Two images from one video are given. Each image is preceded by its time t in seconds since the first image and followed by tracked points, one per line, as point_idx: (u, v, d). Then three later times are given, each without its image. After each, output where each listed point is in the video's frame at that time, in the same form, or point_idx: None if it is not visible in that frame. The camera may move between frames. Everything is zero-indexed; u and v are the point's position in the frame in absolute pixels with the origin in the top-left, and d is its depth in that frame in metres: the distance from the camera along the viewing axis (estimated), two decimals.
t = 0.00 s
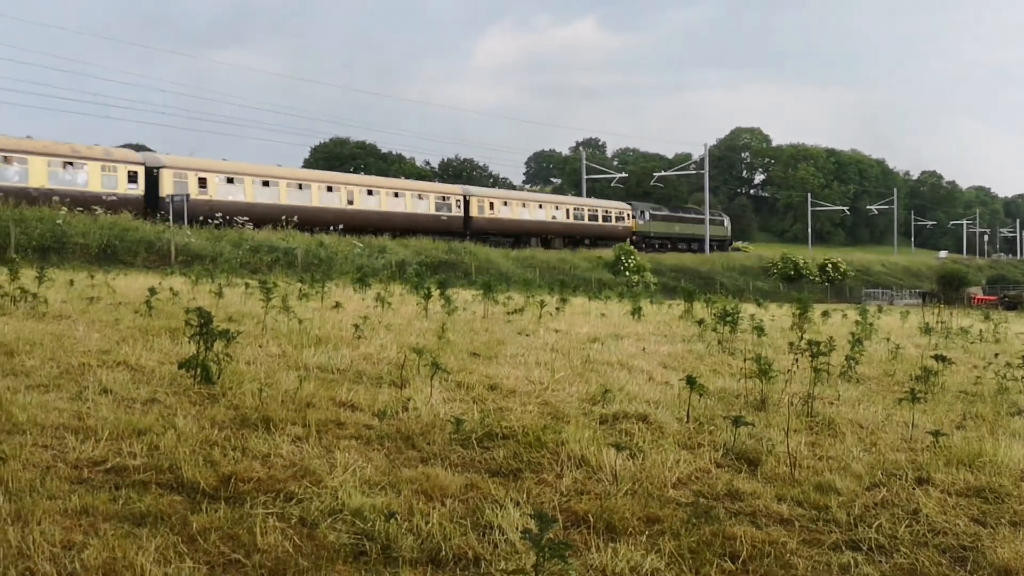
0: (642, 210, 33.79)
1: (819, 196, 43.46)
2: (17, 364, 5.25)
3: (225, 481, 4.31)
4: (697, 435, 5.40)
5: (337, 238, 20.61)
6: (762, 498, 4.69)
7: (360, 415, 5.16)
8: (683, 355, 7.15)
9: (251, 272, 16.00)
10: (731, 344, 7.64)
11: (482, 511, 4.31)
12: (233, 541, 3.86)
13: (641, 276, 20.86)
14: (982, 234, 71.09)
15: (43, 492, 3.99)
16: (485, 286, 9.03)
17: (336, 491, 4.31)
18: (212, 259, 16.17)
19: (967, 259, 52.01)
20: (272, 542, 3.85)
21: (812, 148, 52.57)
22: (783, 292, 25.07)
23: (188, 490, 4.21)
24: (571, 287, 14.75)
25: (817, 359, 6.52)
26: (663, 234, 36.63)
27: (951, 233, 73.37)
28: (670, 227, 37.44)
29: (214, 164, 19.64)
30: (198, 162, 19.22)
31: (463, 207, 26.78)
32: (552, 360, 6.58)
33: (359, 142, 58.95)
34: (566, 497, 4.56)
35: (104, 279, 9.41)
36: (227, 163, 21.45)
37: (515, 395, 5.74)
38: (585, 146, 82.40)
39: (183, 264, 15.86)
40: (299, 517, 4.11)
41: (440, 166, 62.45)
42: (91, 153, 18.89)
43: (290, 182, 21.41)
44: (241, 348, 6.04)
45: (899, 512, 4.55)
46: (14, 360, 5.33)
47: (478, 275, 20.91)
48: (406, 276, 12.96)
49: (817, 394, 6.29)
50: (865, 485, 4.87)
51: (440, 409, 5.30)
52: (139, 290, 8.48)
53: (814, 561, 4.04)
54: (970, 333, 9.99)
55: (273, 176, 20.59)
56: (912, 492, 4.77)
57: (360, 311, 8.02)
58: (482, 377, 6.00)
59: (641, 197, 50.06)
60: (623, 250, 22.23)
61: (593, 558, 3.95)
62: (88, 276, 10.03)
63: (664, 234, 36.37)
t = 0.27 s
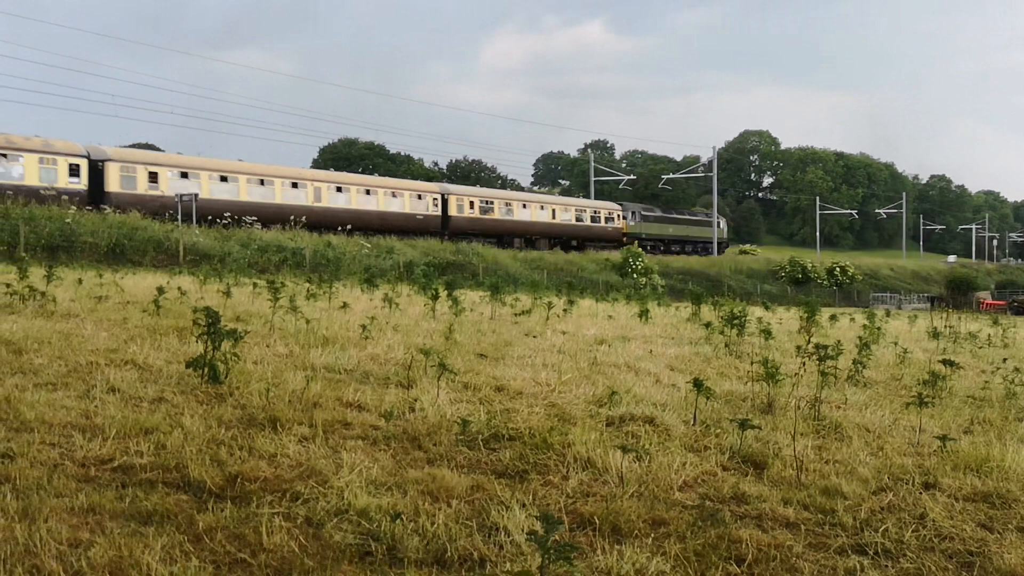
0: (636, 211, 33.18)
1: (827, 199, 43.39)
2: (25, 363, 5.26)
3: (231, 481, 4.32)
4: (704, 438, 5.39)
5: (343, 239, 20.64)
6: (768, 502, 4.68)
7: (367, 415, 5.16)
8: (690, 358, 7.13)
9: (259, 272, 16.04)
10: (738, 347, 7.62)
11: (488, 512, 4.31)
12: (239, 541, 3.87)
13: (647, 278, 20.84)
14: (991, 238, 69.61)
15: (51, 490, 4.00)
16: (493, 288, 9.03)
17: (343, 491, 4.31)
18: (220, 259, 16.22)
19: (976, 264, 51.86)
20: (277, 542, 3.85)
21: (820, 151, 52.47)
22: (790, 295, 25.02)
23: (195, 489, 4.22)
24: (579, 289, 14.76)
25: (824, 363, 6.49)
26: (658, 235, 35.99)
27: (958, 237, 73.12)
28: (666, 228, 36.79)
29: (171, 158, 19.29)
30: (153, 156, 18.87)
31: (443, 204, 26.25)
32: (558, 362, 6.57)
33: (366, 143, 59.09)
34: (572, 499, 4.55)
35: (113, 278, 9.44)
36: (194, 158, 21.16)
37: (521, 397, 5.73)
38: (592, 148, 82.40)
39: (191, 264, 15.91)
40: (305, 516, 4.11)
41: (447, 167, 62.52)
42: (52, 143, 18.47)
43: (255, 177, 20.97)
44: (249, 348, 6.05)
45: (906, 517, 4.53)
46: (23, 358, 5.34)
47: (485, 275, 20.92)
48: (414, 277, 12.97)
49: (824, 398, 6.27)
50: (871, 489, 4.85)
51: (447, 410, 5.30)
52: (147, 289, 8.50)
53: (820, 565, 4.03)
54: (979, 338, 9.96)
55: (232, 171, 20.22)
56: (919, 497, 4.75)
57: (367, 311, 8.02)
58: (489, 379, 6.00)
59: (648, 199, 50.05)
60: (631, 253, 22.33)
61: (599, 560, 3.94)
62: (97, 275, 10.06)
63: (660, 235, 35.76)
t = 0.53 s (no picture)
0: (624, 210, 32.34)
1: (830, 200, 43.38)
2: (28, 363, 5.26)
3: (234, 481, 4.32)
4: (706, 440, 5.38)
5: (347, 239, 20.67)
6: (770, 504, 4.67)
7: (369, 416, 5.16)
8: (693, 359, 7.12)
9: (262, 271, 16.06)
10: (741, 349, 7.60)
11: (490, 513, 4.30)
12: (241, 541, 3.87)
13: (650, 278, 20.83)
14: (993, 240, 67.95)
15: (53, 490, 4.00)
16: (496, 289, 9.03)
17: (345, 492, 4.31)
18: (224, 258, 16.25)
19: (979, 266, 51.85)
20: (279, 542, 3.85)
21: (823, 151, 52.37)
22: (793, 296, 25.00)
23: (197, 489, 4.22)
24: (582, 290, 14.77)
25: (827, 365, 6.48)
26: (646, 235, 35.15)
27: (962, 238, 72.94)
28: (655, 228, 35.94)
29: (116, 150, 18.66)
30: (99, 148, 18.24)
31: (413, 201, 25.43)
32: (561, 363, 6.57)
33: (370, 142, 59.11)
34: (574, 500, 4.55)
35: (117, 278, 9.44)
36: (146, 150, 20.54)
37: (524, 398, 5.72)
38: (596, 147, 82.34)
39: (195, 263, 15.94)
40: (307, 517, 4.12)
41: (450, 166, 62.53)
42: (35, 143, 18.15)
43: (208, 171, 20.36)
44: (252, 348, 6.05)
45: (908, 519, 4.53)
46: (26, 358, 5.34)
47: (489, 276, 20.91)
48: (417, 277, 12.96)
49: (827, 400, 6.25)
50: (874, 491, 4.84)
51: (449, 411, 5.30)
52: (151, 289, 8.49)
53: (822, 567, 4.02)
54: (982, 340, 9.96)
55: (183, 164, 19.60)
56: (921, 500, 4.74)
57: (370, 312, 8.02)
58: (491, 380, 5.99)
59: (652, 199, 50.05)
60: (635, 255, 22.68)
61: (601, 562, 3.94)
62: (100, 274, 10.07)
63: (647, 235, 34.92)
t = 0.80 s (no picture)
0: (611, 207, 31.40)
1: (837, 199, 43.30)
2: (35, 361, 5.28)
3: (240, 479, 4.33)
4: (713, 439, 5.37)
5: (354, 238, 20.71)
6: (776, 504, 4.67)
7: (375, 415, 5.17)
8: (699, 359, 7.11)
9: (270, 271, 16.10)
10: (747, 349, 7.59)
11: (495, 513, 4.31)
12: (247, 540, 3.88)
13: (657, 278, 20.80)
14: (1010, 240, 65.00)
15: (60, 488, 4.02)
16: (502, 288, 9.02)
17: (351, 491, 4.32)
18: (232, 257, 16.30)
19: (987, 265, 51.70)
20: (285, 541, 3.86)
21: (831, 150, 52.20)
22: (800, 296, 24.94)
23: (204, 487, 4.24)
24: (588, 290, 14.78)
25: (834, 364, 6.46)
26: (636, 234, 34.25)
27: (970, 238, 72.61)
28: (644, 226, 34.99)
29: (57, 141, 17.93)
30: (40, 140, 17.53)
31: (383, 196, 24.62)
32: (567, 362, 6.56)
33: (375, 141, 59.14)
34: (580, 499, 4.55)
35: (124, 277, 9.47)
36: (97, 142, 19.89)
37: (530, 397, 5.72)
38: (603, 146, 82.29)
39: (203, 262, 15.99)
40: (313, 515, 4.13)
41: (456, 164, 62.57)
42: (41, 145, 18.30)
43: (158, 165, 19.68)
44: (258, 347, 6.06)
45: (914, 519, 4.51)
46: (34, 356, 5.36)
47: (496, 275, 20.89)
48: (424, 277, 12.97)
49: (834, 400, 6.24)
50: (880, 491, 4.83)
51: (455, 410, 5.30)
52: (158, 287, 8.51)
53: (828, 567, 4.02)
54: (990, 340, 9.93)
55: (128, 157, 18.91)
56: (927, 500, 4.73)
57: (377, 311, 8.02)
58: (497, 379, 5.99)
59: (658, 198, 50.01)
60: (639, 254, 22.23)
61: (606, 561, 3.94)
62: (108, 273, 10.09)
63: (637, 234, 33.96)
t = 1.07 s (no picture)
0: (600, 205, 30.52)
1: (847, 199, 43.11)
2: (48, 360, 5.30)
3: (251, 479, 4.34)
4: (723, 440, 5.36)
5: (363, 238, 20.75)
6: (787, 504, 4.65)
7: (386, 415, 5.17)
8: (710, 359, 7.10)
9: (281, 270, 16.14)
10: (758, 349, 7.56)
11: (506, 512, 4.31)
12: (258, 539, 3.89)
13: (666, 278, 20.77)
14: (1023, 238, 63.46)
15: (73, 486, 4.04)
16: (512, 288, 9.02)
17: (361, 490, 4.32)
18: (242, 257, 16.36)
19: (998, 266, 51.44)
20: (296, 540, 3.87)
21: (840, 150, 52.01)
22: (810, 296, 24.87)
23: (215, 486, 4.25)
24: (598, 290, 14.76)
25: (845, 365, 6.43)
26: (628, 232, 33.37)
27: (980, 238, 72.26)
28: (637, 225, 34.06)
29: (33, 137, 17.51)
30: (13, 135, 17.11)
31: (355, 192, 23.76)
32: (578, 362, 6.55)
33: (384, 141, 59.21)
34: (590, 500, 4.54)
35: (136, 276, 9.50)
36: (44, 136, 19.00)
37: (540, 397, 5.72)
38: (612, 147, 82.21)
39: (214, 262, 16.05)
40: (324, 515, 4.14)
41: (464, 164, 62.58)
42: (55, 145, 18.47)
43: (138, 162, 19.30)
44: (269, 347, 6.07)
45: (926, 521, 4.49)
46: (46, 355, 5.38)
47: (506, 276, 20.86)
48: (434, 277, 12.96)
49: (845, 401, 6.22)
50: (891, 492, 4.81)
51: (466, 409, 5.30)
52: (170, 287, 8.53)
53: (840, 568, 4.01)
54: (1001, 340, 9.88)
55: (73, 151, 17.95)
56: (939, 500, 4.71)
57: (387, 311, 8.03)
58: (508, 379, 5.99)
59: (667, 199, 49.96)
60: (650, 254, 22.56)
61: (617, 561, 3.94)
62: (119, 273, 10.13)
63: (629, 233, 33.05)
